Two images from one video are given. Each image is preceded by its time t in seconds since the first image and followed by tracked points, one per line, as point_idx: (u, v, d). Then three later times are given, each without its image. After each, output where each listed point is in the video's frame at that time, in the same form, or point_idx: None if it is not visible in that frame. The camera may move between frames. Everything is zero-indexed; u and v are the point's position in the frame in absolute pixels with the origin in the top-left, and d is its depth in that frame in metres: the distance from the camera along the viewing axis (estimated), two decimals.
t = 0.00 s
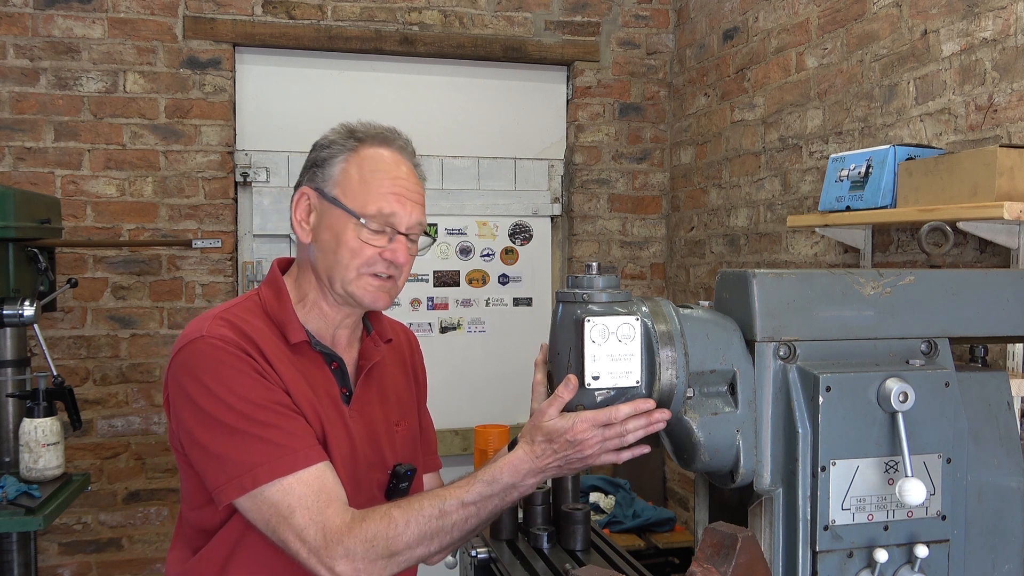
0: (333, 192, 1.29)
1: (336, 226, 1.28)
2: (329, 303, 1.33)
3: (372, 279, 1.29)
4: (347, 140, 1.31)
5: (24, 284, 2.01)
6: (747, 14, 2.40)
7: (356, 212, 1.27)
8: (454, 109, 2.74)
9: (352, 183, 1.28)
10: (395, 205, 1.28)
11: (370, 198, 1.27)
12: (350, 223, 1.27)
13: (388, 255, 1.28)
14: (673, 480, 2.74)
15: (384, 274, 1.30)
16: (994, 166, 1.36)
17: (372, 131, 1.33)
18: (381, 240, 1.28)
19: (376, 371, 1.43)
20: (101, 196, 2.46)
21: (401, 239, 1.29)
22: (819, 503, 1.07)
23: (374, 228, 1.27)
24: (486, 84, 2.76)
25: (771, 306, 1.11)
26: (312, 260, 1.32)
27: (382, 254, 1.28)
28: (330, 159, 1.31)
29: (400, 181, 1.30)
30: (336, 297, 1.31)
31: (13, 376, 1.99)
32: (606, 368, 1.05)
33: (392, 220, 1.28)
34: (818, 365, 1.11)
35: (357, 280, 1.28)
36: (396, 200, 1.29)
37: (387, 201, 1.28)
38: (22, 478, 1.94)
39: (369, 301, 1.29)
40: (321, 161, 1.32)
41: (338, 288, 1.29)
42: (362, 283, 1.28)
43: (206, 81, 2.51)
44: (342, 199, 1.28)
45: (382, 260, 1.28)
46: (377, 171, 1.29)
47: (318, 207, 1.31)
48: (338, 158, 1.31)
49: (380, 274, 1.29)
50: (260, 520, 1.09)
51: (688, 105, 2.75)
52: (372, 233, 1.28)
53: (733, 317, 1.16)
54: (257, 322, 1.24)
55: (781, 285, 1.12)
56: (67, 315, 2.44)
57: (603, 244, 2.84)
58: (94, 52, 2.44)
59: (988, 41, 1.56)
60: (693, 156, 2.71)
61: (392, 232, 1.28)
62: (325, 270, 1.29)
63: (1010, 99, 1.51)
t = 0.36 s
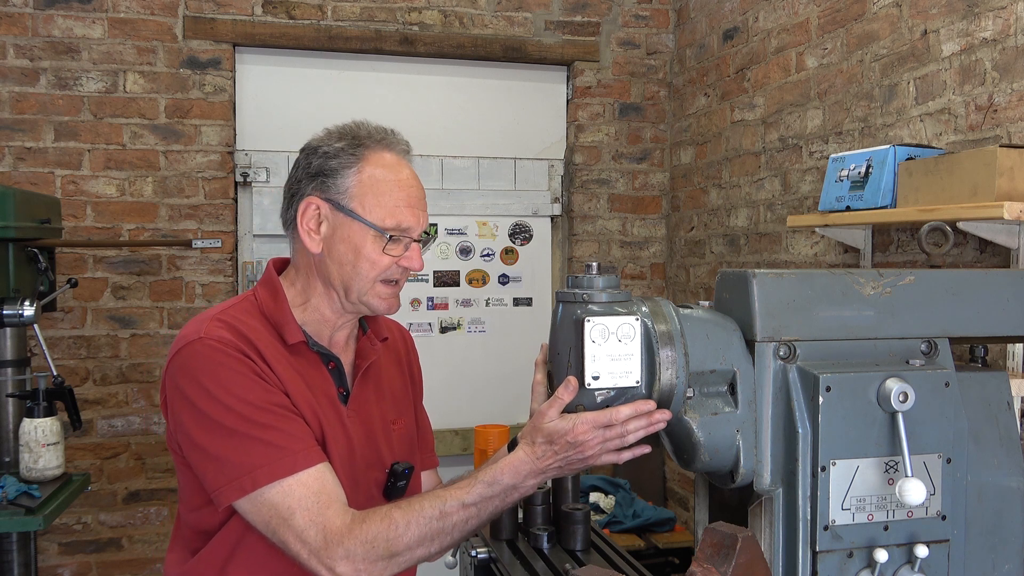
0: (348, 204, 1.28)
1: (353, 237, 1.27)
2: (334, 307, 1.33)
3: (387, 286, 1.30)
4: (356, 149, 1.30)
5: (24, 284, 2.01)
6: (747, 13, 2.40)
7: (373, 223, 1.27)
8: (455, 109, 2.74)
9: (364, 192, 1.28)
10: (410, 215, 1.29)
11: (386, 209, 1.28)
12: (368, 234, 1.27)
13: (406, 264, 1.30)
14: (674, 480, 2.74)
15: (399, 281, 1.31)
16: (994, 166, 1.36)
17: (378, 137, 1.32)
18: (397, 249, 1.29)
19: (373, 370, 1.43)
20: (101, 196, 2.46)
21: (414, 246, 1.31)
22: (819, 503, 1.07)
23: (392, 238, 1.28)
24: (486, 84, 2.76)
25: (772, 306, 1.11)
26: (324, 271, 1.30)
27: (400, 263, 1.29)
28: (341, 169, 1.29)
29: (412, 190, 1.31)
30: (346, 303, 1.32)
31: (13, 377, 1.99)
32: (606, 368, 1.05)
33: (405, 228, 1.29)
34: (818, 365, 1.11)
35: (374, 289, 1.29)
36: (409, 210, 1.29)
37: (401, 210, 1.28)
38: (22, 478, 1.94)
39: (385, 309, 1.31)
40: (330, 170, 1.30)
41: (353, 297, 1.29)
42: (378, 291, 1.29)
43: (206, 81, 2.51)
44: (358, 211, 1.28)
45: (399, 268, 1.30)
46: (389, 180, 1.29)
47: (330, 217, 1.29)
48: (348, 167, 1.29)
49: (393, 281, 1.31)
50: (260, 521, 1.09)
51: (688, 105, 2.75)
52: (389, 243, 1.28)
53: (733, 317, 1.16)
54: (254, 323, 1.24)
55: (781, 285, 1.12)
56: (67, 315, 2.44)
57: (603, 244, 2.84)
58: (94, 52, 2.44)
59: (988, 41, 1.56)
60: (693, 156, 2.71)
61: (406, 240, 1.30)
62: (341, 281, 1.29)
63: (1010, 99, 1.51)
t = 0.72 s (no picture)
0: (340, 202, 1.28)
1: (346, 236, 1.28)
2: (331, 306, 1.33)
3: (383, 284, 1.30)
4: (347, 147, 1.30)
5: (24, 284, 2.01)
6: (747, 13, 2.39)
7: (366, 221, 1.27)
8: (454, 109, 2.74)
9: (356, 190, 1.28)
10: (401, 212, 1.30)
11: (378, 207, 1.28)
12: (361, 232, 1.28)
13: (399, 261, 1.30)
14: (674, 480, 2.74)
15: (392, 279, 1.31)
16: (994, 166, 1.36)
17: (369, 136, 1.32)
18: (390, 247, 1.29)
19: (373, 368, 1.43)
20: (101, 196, 2.46)
21: (408, 244, 1.31)
22: (819, 503, 1.07)
23: (385, 236, 1.28)
24: (486, 84, 2.76)
25: (771, 306, 1.11)
26: (318, 270, 1.30)
27: (393, 260, 1.30)
28: (332, 168, 1.29)
29: (403, 187, 1.31)
30: (343, 303, 1.31)
31: (13, 377, 1.99)
32: (606, 368, 1.05)
33: (399, 225, 1.29)
34: (818, 365, 1.11)
35: (369, 287, 1.29)
36: (401, 207, 1.30)
37: (394, 207, 1.29)
38: (22, 478, 1.94)
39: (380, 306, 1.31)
40: (322, 169, 1.30)
41: (349, 297, 1.29)
42: (374, 289, 1.29)
43: (206, 81, 2.51)
44: (351, 209, 1.28)
45: (393, 266, 1.30)
46: (381, 178, 1.29)
47: (322, 216, 1.29)
48: (340, 166, 1.29)
49: (389, 279, 1.31)
50: (265, 520, 1.09)
51: (688, 105, 2.75)
52: (382, 241, 1.29)
53: (733, 317, 1.16)
54: (254, 322, 1.24)
55: (781, 285, 1.12)
56: (67, 315, 2.44)
57: (603, 244, 2.84)
58: (94, 52, 2.44)
59: (988, 41, 1.56)
60: (693, 156, 2.71)
61: (399, 237, 1.30)
62: (335, 280, 1.29)
63: (1010, 99, 1.51)
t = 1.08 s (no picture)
0: (294, 182, 1.34)
1: (295, 213, 1.33)
2: (313, 297, 1.34)
3: (333, 261, 1.30)
4: (312, 132, 1.37)
5: (24, 284, 2.01)
6: (747, 14, 2.40)
7: (308, 196, 1.31)
8: (455, 109, 2.74)
9: (308, 170, 1.33)
10: (346, 187, 1.31)
11: (323, 183, 1.31)
12: (303, 208, 1.31)
13: (339, 235, 1.29)
14: (674, 480, 2.74)
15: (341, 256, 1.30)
16: (994, 166, 1.36)
17: (337, 123, 1.37)
18: (333, 221, 1.30)
19: (375, 367, 1.43)
20: (101, 196, 2.46)
21: (353, 217, 1.30)
22: (819, 503, 1.07)
23: (325, 209, 1.30)
24: (486, 83, 2.76)
25: (771, 305, 1.11)
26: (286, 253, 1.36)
27: (335, 236, 1.30)
28: (298, 154, 1.37)
29: (354, 164, 1.32)
30: (310, 288, 1.33)
31: (13, 377, 1.99)
32: (606, 368, 1.05)
33: (343, 199, 1.31)
34: (818, 365, 1.11)
35: (314, 264, 1.29)
36: (348, 183, 1.31)
37: (339, 181, 1.31)
38: (22, 478, 1.94)
39: (328, 285, 1.29)
40: (294, 158, 1.39)
41: (303, 276, 1.30)
42: (323, 266, 1.29)
43: (206, 81, 2.51)
44: (301, 187, 1.33)
45: (335, 241, 1.30)
46: (333, 155, 1.32)
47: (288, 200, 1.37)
48: (303, 151, 1.37)
49: (341, 256, 1.30)
50: (277, 512, 1.09)
51: (688, 105, 2.75)
52: (325, 215, 1.30)
53: (733, 317, 1.16)
54: (256, 320, 1.24)
55: (781, 285, 1.12)
56: (67, 314, 2.44)
57: (603, 244, 2.84)
58: (94, 52, 2.44)
59: (988, 41, 1.56)
60: (693, 156, 2.71)
61: (346, 211, 1.30)
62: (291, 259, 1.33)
63: (1010, 99, 1.51)
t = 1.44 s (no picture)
0: (303, 181, 1.35)
1: (302, 211, 1.33)
2: (317, 297, 1.34)
3: (339, 259, 1.29)
4: (323, 134, 1.38)
5: (24, 284, 2.01)
6: (747, 14, 2.40)
7: (316, 194, 1.31)
8: (454, 108, 2.74)
9: (317, 169, 1.33)
10: (353, 186, 1.31)
11: (330, 181, 1.31)
12: (311, 205, 1.31)
13: (345, 233, 1.29)
14: (673, 480, 2.74)
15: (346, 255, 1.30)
16: (994, 166, 1.36)
17: (347, 124, 1.39)
18: (340, 219, 1.30)
19: (377, 368, 1.43)
20: (101, 196, 2.46)
21: (360, 217, 1.30)
22: (819, 503, 1.07)
23: (333, 208, 1.30)
24: (486, 83, 2.76)
25: (771, 305, 1.11)
26: (292, 252, 1.36)
27: (340, 234, 1.29)
28: (308, 154, 1.38)
29: (362, 165, 1.33)
30: (314, 287, 1.33)
31: (13, 377, 1.99)
32: (606, 368, 1.05)
33: (351, 198, 1.31)
34: (818, 365, 1.12)
35: (319, 262, 1.29)
36: (356, 183, 1.31)
37: (347, 181, 1.31)
38: (22, 478, 1.93)
39: (333, 283, 1.29)
40: (304, 158, 1.40)
41: (308, 274, 1.30)
42: (328, 264, 1.29)
43: (206, 81, 2.51)
44: (308, 185, 1.33)
45: (341, 239, 1.29)
46: (342, 154, 1.33)
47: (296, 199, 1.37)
48: (313, 150, 1.37)
49: (346, 254, 1.30)
50: (283, 508, 1.08)
51: (688, 105, 2.75)
52: (332, 213, 1.30)
53: (733, 317, 1.16)
54: (260, 318, 1.24)
55: (781, 285, 1.12)
56: (67, 315, 2.44)
57: (603, 244, 2.84)
58: (94, 52, 2.44)
59: (988, 41, 1.56)
60: (693, 156, 2.71)
61: (353, 210, 1.31)
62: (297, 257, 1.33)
63: (1010, 99, 1.51)
